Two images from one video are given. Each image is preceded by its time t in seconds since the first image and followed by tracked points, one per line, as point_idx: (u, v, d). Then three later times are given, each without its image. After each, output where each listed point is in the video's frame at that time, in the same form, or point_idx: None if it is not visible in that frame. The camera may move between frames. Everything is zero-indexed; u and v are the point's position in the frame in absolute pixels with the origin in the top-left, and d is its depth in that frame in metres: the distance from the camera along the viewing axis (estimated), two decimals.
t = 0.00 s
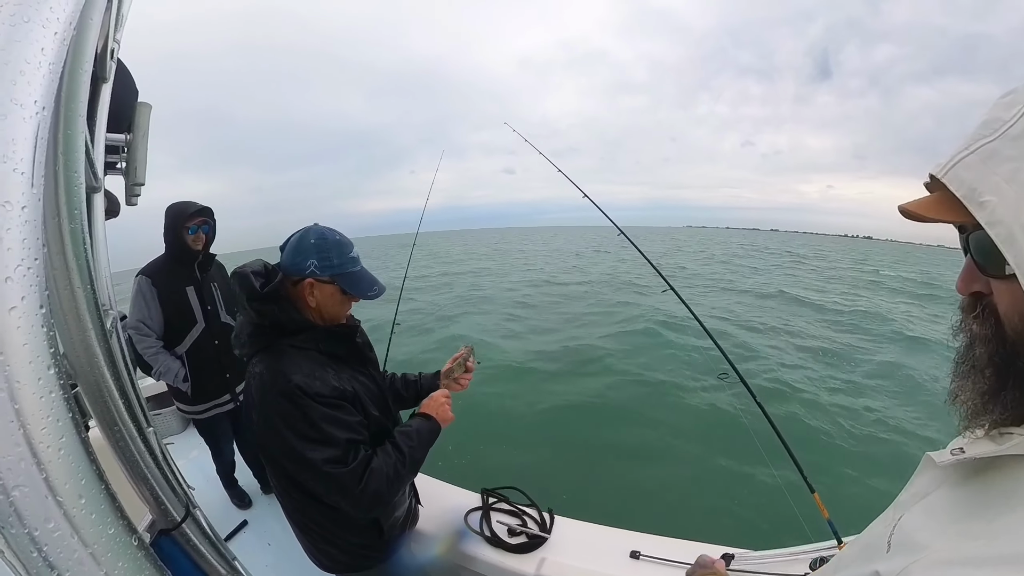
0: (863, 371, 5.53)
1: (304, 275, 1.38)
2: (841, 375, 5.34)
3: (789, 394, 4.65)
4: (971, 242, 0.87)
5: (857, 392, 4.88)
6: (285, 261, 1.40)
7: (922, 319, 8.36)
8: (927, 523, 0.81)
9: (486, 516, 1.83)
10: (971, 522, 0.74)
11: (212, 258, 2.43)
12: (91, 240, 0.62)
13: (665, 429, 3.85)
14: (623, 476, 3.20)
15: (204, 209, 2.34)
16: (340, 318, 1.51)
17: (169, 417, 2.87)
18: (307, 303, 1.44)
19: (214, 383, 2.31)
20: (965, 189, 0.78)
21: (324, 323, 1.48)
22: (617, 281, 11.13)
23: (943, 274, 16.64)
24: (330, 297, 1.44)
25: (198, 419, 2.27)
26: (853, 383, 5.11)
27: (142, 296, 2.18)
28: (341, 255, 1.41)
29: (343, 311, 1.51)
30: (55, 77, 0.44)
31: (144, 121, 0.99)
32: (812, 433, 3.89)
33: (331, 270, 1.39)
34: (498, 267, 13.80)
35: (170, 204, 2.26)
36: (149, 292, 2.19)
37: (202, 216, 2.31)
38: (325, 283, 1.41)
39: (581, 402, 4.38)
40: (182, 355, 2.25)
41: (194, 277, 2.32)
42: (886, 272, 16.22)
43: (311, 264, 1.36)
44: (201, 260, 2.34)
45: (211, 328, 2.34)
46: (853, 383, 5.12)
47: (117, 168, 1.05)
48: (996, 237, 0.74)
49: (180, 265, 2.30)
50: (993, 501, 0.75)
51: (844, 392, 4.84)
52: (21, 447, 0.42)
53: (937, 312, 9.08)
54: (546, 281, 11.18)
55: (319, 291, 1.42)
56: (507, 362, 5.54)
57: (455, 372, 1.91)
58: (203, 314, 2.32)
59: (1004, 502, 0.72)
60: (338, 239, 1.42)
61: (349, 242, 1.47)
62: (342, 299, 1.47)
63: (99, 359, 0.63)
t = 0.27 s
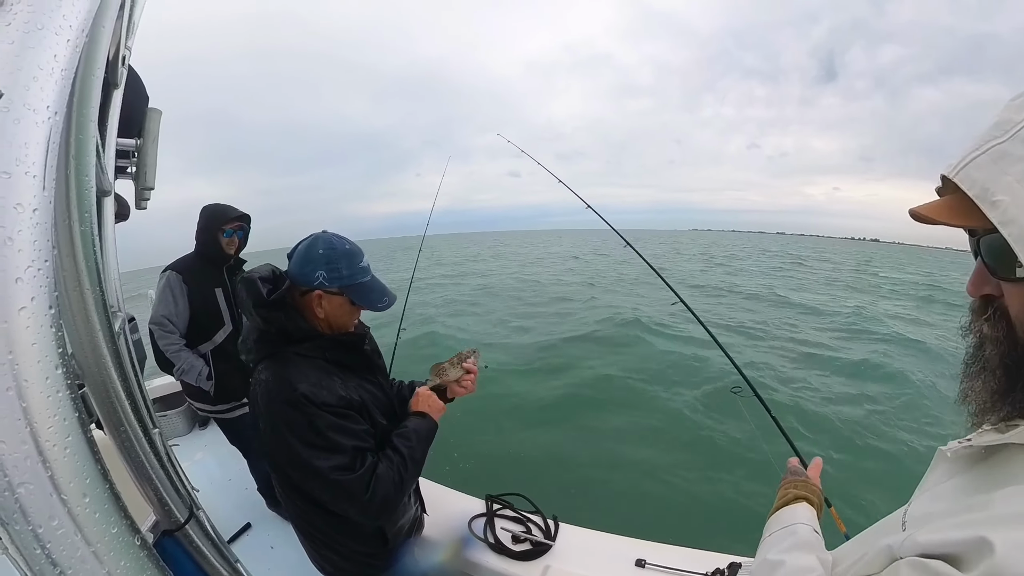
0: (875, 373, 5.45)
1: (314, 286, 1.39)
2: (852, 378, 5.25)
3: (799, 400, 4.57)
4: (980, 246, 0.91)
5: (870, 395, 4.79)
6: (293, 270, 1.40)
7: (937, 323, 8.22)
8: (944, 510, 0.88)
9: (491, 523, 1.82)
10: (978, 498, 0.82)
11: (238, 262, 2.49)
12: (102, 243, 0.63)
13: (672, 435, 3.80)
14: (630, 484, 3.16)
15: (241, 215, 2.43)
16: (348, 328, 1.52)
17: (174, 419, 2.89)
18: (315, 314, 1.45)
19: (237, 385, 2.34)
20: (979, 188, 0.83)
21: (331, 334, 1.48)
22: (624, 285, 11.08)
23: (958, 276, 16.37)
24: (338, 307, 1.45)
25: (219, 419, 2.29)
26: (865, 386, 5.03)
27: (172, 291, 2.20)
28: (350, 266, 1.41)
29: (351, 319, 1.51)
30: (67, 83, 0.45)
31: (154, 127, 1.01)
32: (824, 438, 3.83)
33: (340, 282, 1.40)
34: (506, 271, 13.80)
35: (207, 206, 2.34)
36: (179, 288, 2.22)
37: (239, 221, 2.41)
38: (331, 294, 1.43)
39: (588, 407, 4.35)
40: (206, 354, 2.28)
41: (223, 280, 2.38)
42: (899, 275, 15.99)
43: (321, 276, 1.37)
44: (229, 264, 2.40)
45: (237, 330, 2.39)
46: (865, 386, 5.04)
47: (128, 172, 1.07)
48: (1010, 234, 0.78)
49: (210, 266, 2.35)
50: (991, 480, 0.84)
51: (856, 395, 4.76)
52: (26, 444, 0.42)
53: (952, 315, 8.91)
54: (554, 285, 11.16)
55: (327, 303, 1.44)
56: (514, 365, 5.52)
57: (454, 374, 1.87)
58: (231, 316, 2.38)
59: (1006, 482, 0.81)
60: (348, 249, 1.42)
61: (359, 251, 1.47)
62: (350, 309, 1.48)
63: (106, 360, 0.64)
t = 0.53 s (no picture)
0: (887, 377, 5.37)
1: (330, 293, 1.39)
2: (864, 381, 5.17)
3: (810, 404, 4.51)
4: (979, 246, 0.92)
5: (883, 399, 4.72)
6: (308, 276, 1.41)
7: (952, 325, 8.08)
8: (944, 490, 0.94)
9: (497, 528, 1.80)
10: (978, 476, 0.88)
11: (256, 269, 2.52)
12: (112, 247, 0.64)
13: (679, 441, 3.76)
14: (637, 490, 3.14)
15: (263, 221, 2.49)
16: (363, 336, 1.52)
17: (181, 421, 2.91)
18: (330, 323, 1.45)
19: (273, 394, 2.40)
20: (978, 189, 0.84)
21: (346, 342, 1.48)
22: (631, 288, 11.02)
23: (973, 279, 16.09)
24: (355, 317, 1.46)
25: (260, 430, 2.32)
26: (877, 390, 4.95)
27: (211, 303, 2.20)
28: (368, 275, 1.43)
29: (365, 327, 1.51)
30: (80, 88, 0.46)
31: (163, 134, 1.03)
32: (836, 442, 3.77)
33: (357, 289, 1.41)
34: (513, 274, 13.81)
35: (231, 212, 2.34)
36: (216, 299, 2.22)
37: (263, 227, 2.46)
38: (351, 303, 1.43)
39: (595, 410, 4.32)
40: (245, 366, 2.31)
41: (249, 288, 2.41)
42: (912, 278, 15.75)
43: (336, 284, 1.38)
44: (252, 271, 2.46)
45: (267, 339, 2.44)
46: (878, 390, 4.96)
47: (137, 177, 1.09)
48: (1008, 233, 0.80)
49: (236, 274, 2.37)
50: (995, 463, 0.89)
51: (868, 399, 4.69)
52: (35, 445, 0.43)
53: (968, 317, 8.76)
54: (561, 288, 11.14)
55: (343, 311, 1.44)
56: (520, 369, 5.51)
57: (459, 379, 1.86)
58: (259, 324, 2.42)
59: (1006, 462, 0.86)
60: (364, 257, 1.43)
61: (375, 258, 1.48)
62: (365, 317, 1.49)
63: (115, 362, 0.65)
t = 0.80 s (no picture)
0: (899, 381, 5.29)
1: (342, 290, 1.41)
2: (876, 385, 5.10)
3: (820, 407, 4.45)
4: (976, 246, 0.93)
5: (895, 402, 4.64)
6: (320, 275, 1.44)
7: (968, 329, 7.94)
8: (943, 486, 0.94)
9: (502, 530, 1.80)
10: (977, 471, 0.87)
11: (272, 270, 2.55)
12: (122, 250, 0.65)
13: (687, 443, 3.72)
14: (644, 493, 3.11)
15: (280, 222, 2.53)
16: (373, 336, 1.54)
17: (189, 421, 2.94)
18: (342, 320, 1.47)
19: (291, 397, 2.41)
20: (973, 189, 0.86)
21: (360, 338, 1.51)
22: (638, 291, 10.98)
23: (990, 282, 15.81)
24: (365, 313, 1.47)
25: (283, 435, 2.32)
26: (890, 393, 4.87)
27: (235, 309, 2.23)
28: (379, 272, 1.45)
29: (376, 327, 1.53)
30: (91, 94, 0.47)
31: (173, 138, 1.04)
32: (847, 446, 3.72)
33: (368, 287, 1.42)
34: (521, 277, 13.84)
35: (248, 212, 2.37)
36: (240, 304, 2.25)
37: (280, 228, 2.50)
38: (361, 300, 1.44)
39: (602, 413, 4.31)
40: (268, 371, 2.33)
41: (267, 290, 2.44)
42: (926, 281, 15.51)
43: (348, 280, 1.40)
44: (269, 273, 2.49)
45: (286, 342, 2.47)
46: (890, 393, 4.88)
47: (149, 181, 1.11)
48: (1001, 233, 0.82)
49: (253, 277, 2.40)
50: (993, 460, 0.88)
51: (880, 403, 4.62)
52: (45, 444, 0.43)
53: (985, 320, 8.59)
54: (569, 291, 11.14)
55: (354, 308, 1.45)
56: (527, 371, 5.51)
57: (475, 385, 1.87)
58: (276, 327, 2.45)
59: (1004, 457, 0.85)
60: (376, 255, 1.45)
61: (387, 257, 1.50)
62: (377, 315, 1.50)
63: (125, 362, 0.66)
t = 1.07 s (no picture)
0: (910, 384, 5.22)
1: (347, 284, 1.42)
2: (885, 388, 5.03)
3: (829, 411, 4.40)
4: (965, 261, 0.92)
5: (905, 406, 4.58)
6: (328, 270, 1.46)
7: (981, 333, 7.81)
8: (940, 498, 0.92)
9: (505, 531, 1.80)
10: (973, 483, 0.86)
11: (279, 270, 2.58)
12: (130, 248, 0.66)
13: (692, 446, 3.70)
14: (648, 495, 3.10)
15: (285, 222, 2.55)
16: (378, 330, 1.53)
17: (196, 418, 2.97)
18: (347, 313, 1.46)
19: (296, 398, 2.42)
20: (946, 212, 0.86)
21: (366, 332, 1.50)
22: (643, 293, 10.94)
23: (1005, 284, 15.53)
24: (370, 308, 1.47)
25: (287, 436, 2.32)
26: (899, 398, 4.81)
27: (239, 309, 2.24)
28: (383, 268, 1.46)
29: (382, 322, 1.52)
30: (101, 95, 0.48)
31: (181, 138, 1.06)
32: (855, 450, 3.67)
33: (373, 281, 1.43)
34: (527, 280, 13.84)
35: (253, 211, 2.38)
36: (243, 304, 2.26)
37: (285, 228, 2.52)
38: (365, 294, 1.45)
39: (607, 415, 4.29)
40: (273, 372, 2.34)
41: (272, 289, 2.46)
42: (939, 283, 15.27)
43: (354, 274, 1.41)
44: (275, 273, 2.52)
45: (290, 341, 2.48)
46: (900, 397, 4.82)
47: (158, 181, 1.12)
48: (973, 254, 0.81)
49: (257, 276, 2.41)
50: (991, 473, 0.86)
51: (889, 406, 4.56)
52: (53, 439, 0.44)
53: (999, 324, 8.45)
54: (575, 293, 11.12)
55: (359, 301, 1.45)
56: (532, 373, 5.50)
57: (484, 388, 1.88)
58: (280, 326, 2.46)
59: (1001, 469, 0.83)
60: (381, 252, 1.46)
61: (392, 254, 1.51)
62: (381, 310, 1.50)
63: (132, 359, 0.67)
